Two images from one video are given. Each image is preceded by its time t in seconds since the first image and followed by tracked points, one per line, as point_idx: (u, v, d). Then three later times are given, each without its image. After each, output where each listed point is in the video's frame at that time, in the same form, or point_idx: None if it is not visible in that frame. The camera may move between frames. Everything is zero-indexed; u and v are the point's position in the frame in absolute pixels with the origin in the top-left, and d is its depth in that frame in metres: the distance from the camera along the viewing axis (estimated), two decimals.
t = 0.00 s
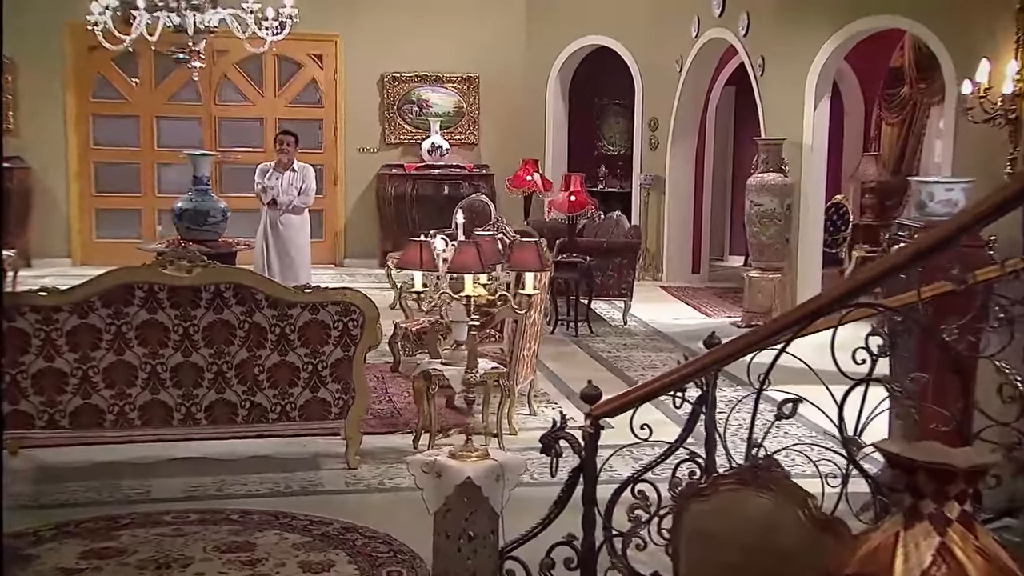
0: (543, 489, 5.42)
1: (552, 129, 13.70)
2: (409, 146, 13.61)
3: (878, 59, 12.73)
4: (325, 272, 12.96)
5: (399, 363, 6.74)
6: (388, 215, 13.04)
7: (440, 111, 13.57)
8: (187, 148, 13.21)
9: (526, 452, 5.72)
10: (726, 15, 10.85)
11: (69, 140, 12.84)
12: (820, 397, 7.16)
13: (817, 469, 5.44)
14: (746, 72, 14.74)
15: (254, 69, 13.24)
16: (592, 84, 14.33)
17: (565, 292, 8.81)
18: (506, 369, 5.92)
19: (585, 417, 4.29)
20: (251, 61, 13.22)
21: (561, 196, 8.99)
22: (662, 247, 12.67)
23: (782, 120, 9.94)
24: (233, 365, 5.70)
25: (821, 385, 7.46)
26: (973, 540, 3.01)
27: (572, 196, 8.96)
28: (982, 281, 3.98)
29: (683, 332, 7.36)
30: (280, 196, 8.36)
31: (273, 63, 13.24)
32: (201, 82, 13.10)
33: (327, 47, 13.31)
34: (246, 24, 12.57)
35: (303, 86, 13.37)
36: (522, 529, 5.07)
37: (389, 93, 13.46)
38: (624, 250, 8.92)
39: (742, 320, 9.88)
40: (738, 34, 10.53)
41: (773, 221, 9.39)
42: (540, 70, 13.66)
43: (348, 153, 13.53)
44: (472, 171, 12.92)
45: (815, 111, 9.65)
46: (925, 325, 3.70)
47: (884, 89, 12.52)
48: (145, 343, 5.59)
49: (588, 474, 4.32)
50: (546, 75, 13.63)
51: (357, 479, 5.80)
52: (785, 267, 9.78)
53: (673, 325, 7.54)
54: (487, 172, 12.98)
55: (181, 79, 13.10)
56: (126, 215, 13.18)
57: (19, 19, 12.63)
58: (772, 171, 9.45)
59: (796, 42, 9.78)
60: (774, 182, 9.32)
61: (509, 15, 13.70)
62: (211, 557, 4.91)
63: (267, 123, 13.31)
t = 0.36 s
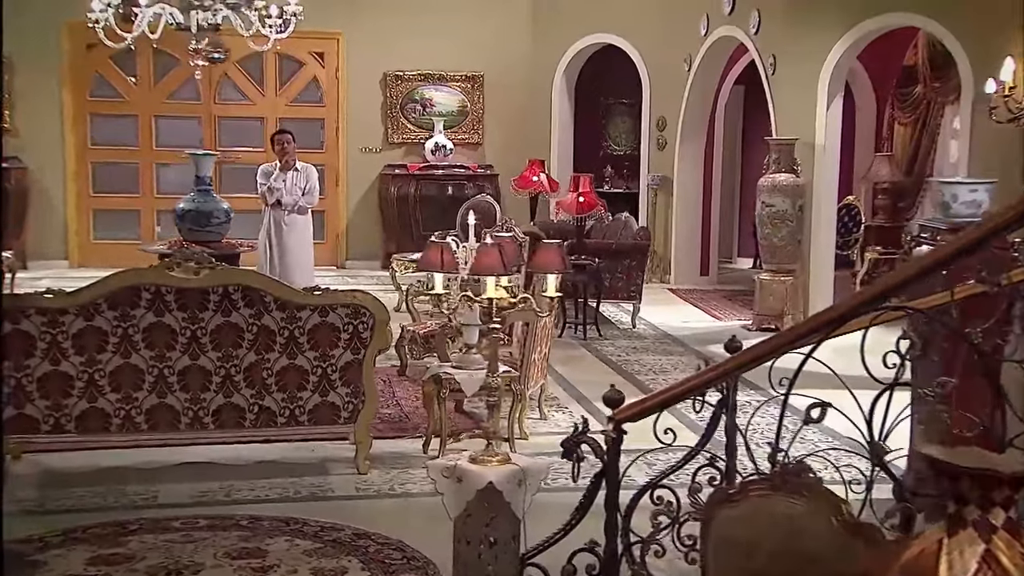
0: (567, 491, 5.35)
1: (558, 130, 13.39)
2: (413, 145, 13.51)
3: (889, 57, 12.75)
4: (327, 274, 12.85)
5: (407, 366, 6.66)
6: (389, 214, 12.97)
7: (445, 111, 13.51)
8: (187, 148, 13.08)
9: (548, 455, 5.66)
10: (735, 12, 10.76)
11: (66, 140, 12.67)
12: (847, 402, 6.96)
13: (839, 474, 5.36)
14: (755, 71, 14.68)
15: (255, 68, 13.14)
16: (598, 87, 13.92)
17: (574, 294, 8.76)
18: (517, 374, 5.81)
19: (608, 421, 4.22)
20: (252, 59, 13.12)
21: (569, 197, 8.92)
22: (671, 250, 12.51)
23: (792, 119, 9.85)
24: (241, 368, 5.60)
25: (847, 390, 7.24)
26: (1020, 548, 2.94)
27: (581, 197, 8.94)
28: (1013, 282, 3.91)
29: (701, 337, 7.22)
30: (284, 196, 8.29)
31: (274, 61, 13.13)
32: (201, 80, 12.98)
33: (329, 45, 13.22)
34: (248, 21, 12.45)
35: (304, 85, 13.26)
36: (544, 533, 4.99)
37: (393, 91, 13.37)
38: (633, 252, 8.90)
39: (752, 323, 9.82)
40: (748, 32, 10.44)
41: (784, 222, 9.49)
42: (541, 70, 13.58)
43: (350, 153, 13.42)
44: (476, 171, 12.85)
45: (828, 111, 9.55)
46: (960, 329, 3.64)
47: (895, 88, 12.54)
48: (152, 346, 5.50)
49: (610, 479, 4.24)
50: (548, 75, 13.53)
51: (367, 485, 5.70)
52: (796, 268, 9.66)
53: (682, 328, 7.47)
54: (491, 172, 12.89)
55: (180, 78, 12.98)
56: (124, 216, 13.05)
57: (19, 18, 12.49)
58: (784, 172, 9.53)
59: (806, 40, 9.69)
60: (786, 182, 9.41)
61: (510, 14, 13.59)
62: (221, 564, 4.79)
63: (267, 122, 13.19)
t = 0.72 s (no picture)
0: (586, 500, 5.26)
1: (561, 131, 13.34)
2: (414, 147, 13.42)
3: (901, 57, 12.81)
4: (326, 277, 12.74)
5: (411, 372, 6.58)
6: (388, 215, 12.87)
7: (446, 111, 13.41)
8: (183, 149, 12.95)
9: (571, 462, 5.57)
10: (744, 11, 10.73)
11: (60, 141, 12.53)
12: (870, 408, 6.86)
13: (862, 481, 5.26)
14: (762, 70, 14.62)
15: (252, 68, 12.98)
16: (601, 89, 14.01)
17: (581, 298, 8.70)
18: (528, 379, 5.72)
19: (629, 427, 4.13)
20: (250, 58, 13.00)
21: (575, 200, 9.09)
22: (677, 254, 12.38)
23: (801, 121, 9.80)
24: (247, 373, 5.51)
25: (869, 396, 7.13)
26: None
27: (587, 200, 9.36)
28: None
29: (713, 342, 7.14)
30: (285, 198, 8.20)
31: (272, 61, 12.99)
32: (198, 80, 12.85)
33: (328, 44, 13.11)
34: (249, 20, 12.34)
35: (303, 85, 13.14)
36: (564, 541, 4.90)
37: (393, 91, 13.27)
38: (640, 256, 8.83)
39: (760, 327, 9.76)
40: (758, 31, 10.38)
41: (794, 224, 9.33)
42: (541, 71, 13.49)
43: (350, 154, 13.31)
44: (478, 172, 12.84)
45: (838, 112, 9.50)
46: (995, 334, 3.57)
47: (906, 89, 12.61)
48: (156, 351, 5.40)
49: (632, 486, 4.15)
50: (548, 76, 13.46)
51: (375, 492, 5.58)
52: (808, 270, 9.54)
53: (690, 333, 7.39)
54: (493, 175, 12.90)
55: (176, 77, 12.84)
56: (118, 218, 12.89)
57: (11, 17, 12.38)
58: (794, 173, 9.37)
59: (814, 40, 9.64)
60: (796, 184, 9.26)
61: (509, 14, 13.50)
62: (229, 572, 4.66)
63: (265, 122, 13.06)
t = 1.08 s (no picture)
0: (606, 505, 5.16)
1: (568, 128, 13.32)
2: (416, 145, 13.31)
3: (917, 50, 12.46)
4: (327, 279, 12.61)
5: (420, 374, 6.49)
6: (391, 216, 12.75)
7: (450, 108, 13.27)
8: (181, 148, 12.79)
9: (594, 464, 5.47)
10: (756, 6, 10.55)
11: (56, 140, 12.40)
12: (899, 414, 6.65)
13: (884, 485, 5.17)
14: (773, 66, 14.45)
15: (253, 64, 12.87)
16: (608, 87, 13.83)
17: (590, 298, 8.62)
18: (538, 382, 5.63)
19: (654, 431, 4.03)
20: (249, 55, 12.87)
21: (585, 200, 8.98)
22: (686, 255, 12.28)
23: (815, 119, 9.68)
24: (255, 376, 5.41)
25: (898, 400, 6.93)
26: None
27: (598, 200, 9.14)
28: None
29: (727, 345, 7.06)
30: (285, 199, 8.10)
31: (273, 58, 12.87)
32: (196, 77, 12.70)
33: (329, 40, 12.99)
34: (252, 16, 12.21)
35: (304, 82, 13.02)
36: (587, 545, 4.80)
37: (395, 89, 13.15)
38: (651, 256, 8.77)
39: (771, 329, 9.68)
40: (769, 26, 10.23)
41: (808, 224, 9.27)
42: (546, 70, 13.41)
43: (352, 152, 13.17)
44: (482, 171, 12.69)
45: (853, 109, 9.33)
46: None
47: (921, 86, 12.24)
48: (163, 354, 5.30)
49: (656, 491, 4.06)
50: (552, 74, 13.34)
51: (386, 497, 5.48)
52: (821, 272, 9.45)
53: (701, 335, 7.32)
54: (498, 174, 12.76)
55: (174, 74, 12.70)
56: (115, 219, 12.73)
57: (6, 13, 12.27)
58: (808, 172, 9.33)
59: (827, 36, 9.52)
60: (809, 184, 9.21)
61: (512, 12, 13.38)
62: None
63: (265, 120, 12.92)
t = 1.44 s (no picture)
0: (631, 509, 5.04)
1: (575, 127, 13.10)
2: (422, 143, 13.09)
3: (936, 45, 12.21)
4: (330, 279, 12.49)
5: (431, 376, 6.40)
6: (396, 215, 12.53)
7: (456, 105, 13.02)
8: (181, 145, 12.69)
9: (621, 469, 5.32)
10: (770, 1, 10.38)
11: (54, 139, 12.29)
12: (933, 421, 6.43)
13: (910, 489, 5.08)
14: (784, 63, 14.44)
15: (255, 60, 12.75)
16: (615, 86, 13.84)
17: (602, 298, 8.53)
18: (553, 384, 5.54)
19: (683, 434, 3.97)
20: (251, 51, 12.74)
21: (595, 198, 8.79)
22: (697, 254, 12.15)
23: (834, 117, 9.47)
24: (267, 379, 5.31)
25: (930, 405, 6.76)
26: None
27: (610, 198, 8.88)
28: None
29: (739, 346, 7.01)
30: (282, 198, 8.01)
31: (275, 53, 12.77)
32: (198, 75, 12.60)
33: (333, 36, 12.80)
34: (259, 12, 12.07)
35: (308, 79, 12.87)
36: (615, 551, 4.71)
37: (401, 85, 12.93)
38: (664, 256, 8.68)
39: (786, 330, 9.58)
40: (784, 21, 10.06)
41: (825, 223, 9.13)
42: (552, 69, 13.14)
43: (357, 150, 13.00)
44: (489, 168, 12.38)
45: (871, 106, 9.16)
46: None
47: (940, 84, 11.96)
48: (173, 356, 5.20)
49: (685, 495, 3.99)
50: (557, 73, 13.13)
51: (400, 502, 5.37)
52: (838, 273, 9.34)
53: (715, 337, 7.25)
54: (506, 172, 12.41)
55: (174, 71, 12.58)
56: (114, 218, 12.59)
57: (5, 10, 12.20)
58: (824, 170, 9.19)
59: (842, 31, 9.35)
60: (825, 182, 9.07)
61: (521, 7, 13.07)
62: None
63: (268, 118, 12.79)
